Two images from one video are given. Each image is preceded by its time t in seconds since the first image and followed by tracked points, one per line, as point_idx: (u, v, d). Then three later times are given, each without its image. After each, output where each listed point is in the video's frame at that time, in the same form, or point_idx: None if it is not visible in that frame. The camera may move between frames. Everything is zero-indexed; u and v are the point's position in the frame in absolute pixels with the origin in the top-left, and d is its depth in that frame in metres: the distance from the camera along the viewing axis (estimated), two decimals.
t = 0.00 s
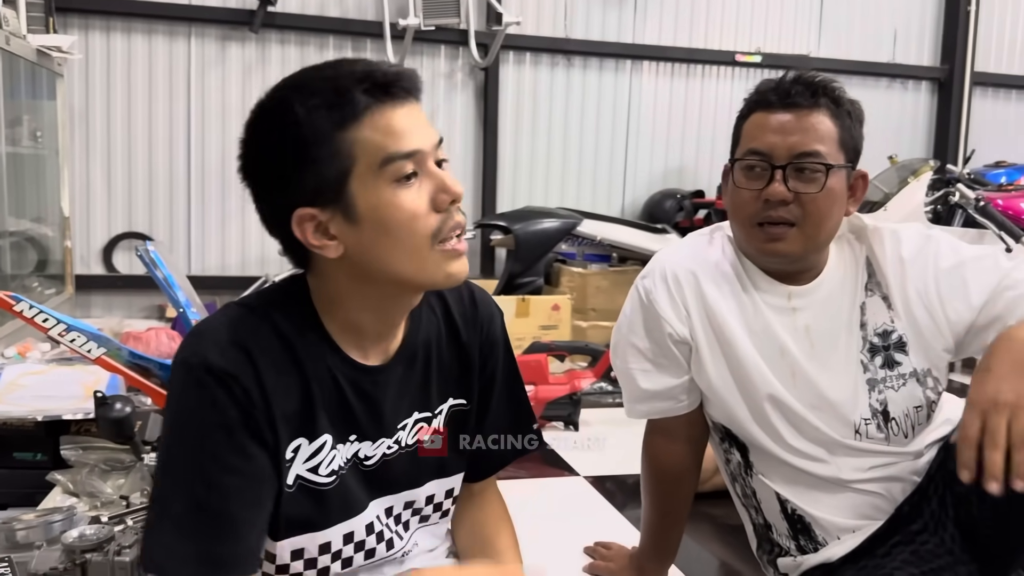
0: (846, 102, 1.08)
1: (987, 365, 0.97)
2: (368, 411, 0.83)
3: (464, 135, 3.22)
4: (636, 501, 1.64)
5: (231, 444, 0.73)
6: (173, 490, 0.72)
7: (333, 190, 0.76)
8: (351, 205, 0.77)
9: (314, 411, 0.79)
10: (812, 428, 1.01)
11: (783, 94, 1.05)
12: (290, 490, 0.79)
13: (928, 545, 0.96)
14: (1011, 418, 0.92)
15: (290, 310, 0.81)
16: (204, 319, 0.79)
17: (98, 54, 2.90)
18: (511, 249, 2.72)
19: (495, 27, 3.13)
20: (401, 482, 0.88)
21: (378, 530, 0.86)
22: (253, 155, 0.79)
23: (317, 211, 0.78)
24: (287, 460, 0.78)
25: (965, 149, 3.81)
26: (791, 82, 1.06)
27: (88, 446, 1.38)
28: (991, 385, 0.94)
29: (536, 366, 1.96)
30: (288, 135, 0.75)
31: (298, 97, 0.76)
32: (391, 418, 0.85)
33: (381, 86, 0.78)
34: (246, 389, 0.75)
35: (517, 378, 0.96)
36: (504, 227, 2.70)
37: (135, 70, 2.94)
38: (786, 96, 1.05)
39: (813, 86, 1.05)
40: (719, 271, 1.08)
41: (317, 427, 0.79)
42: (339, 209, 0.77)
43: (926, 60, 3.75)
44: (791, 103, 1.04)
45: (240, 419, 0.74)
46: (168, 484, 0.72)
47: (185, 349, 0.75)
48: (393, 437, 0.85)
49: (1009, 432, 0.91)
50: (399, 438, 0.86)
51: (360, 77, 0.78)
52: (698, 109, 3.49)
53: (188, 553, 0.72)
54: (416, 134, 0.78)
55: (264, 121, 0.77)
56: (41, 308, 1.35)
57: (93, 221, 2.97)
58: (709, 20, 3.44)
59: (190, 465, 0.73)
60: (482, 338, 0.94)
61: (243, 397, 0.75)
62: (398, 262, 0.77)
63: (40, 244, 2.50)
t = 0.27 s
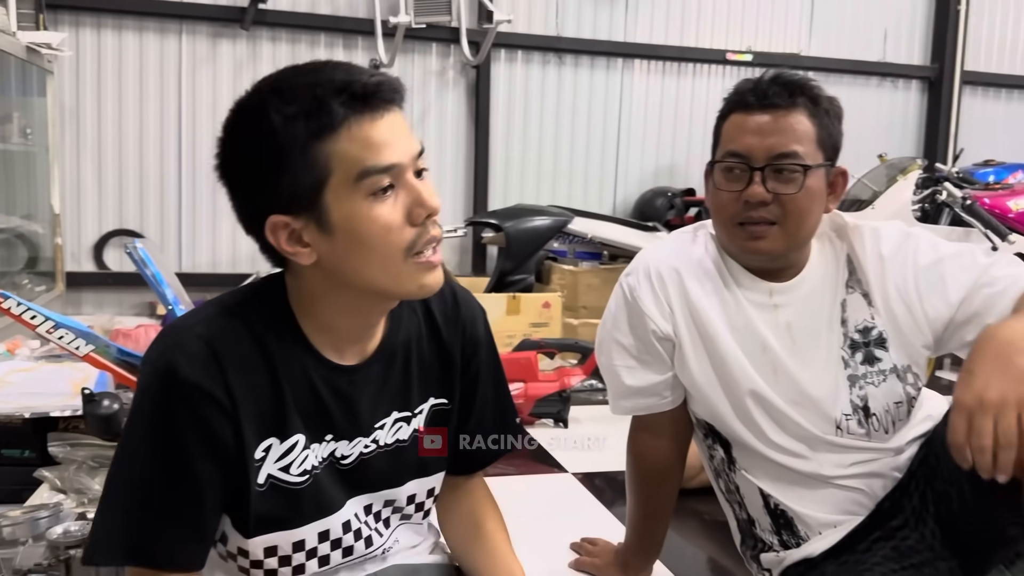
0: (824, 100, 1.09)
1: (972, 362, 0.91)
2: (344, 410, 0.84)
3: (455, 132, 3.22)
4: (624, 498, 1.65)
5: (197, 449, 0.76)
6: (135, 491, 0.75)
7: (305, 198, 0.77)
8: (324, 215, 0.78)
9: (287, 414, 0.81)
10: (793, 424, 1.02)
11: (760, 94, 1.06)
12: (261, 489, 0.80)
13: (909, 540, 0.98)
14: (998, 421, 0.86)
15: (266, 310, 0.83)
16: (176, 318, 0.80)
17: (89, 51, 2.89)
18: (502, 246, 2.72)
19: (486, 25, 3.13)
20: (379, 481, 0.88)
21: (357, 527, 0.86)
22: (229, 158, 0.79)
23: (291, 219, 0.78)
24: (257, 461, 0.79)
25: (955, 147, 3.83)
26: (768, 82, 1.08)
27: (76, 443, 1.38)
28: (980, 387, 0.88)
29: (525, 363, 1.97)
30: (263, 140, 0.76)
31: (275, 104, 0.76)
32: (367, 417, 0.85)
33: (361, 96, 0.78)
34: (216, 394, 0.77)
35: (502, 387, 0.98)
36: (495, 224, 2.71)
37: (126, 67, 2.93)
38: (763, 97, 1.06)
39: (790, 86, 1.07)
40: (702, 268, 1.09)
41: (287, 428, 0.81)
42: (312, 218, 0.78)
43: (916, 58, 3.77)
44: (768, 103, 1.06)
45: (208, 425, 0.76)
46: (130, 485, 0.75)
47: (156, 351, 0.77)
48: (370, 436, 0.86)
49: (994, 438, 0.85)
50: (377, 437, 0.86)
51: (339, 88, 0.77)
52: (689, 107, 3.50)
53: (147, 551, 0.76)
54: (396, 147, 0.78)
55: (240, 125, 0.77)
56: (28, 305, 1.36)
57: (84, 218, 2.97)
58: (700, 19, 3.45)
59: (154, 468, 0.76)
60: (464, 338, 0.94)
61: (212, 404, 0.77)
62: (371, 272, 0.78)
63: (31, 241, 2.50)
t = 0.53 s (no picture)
0: (803, 98, 1.10)
1: (943, 341, 0.90)
2: (324, 409, 0.84)
3: (446, 129, 3.22)
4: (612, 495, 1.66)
5: (175, 451, 0.76)
6: (112, 493, 0.75)
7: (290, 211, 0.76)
8: (311, 234, 0.77)
9: (266, 414, 0.81)
10: (775, 420, 1.03)
11: (740, 96, 1.07)
12: (240, 488, 0.80)
13: (890, 536, 0.98)
14: (955, 390, 0.85)
15: (244, 308, 0.83)
16: (154, 319, 0.80)
17: (78, 47, 2.88)
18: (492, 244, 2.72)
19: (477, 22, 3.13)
20: (361, 475, 0.88)
21: (338, 525, 0.86)
22: (227, 152, 0.77)
23: (274, 224, 0.78)
24: (236, 460, 0.79)
25: (945, 145, 3.84)
26: (746, 83, 1.08)
27: (61, 440, 1.36)
28: (944, 357, 0.87)
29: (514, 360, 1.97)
30: (264, 149, 0.74)
31: (290, 118, 0.74)
32: (347, 412, 0.86)
33: (379, 137, 0.76)
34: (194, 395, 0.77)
35: (484, 377, 0.98)
36: (486, 222, 2.71)
37: (115, 63, 2.92)
38: (741, 98, 1.07)
39: (767, 86, 1.07)
40: (685, 265, 1.10)
41: (266, 428, 0.81)
42: (297, 232, 0.77)
43: (906, 57, 3.78)
44: (747, 105, 1.06)
45: (186, 427, 0.76)
46: (107, 487, 0.75)
47: (135, 352, 0.77)
48: (350, 430, 0.86)
49: (949, 407, 0.85)
50: (357, 431, 0.87)
51: (358, 124, 0.75)
52: (679, 105, 3.50)
53: (125, 552, 0.76)
54: (400, 187, 0.77)
55: (246, 126, 0.75)
56: (14, 302, 1.35)
57: (73, 214, 2.96)
58: (690, 17, 3.45)
59: (131, 470, 0.75)
60: (442, 329, 0.94)
61: (190, 406, 0.77)
62: (344, 295, 0.79)
63: (19, 238, 2.49)
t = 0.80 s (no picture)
0: (790, 91, 1.10)
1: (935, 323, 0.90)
2: (314, 409, 0.84)
3: (440, 125, 3.21)
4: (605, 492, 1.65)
5: (159, 453, 0.75)
6: (95, 497, 0.74)
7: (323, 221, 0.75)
8: (339, 240, 0.76)
9: (252, 414, 0.80)
10: (767, 414, 1.03)
11: (727, 88, 1.07)
12: (228, 490, 0.79)
13: (881, 532, 0.98)
14: (930, 359, 0.85)
15: (229, 308, 0.82)
16: (137, 319, 0.79)
17: (69, 41, 2.86)
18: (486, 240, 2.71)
19: (471, 17, 3.12)
20: (350, 471, 0.88)
21: (326, 523, 0.86)
22: (239, 159, 0.73)
23: (299, 235, 0.76)
24: (222, 462, 0.79)
25: (939, 142, 3.84)
26: (732, 76, 1.08)
27: (51, 436, 1.39)
28: (929, 331, 0.87)
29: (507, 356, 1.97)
30: (296, 161, 0.72)
31: (319, 125, 0.72)
32: (335, 410, 0.85)
33: (409, 137, 0.76)
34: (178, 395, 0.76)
35: (472, 365, 0.97)
36: (479, 218, 2.70)
37: (107, 57, 2.91)
38: (728, 91, 1.07)
39: (754, 78, 1.07)
40: (676, 259, 1.10)
41: (253, 429, 0.80)
42: (324, 240, 0.76)
43: (900, 55, 3.78)
44: (733, 98, 1.06)
45: (171, 429, 0.76)
46: (90, 491, 0.74)
47: (117, 353, 0.76)
48: (339, 427, 0.86)
49: (921, 373, 0.85)
50: (345, 428, 0.86)
51: (391, 126, 0.74)
52: (674, 102, 3.50)
53: (107, 555, 0.75)
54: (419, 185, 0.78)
55: (265, 134, 0.72)
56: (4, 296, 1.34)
57: (64, 209, 2.94)
58: (685, 13, 3.45)
59: (113, 473, 0.74)
60: (431, 323, 0.94)
61: (174, 408, 0.76)
62: (371, 297, 0.79)
63: (10, 232, 2.47)
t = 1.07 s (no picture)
0: (787, 80, 1.09)
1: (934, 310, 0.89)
2: (313, 396, 0.83)
3: (435, 117, 3.20)
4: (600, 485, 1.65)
5: (156, 446, 0.72)
6: (89, 493, 0.70)
7: (342, 198, 0.75)
8: (356, 217, 0.77)
9: (249, 404, 0.79)
10: (764, 405, 1.02)
11: (723, 77, 1.06)
12: (225, 481, 0.78)
13: (879, 525, 0.97)
14: (928, 345, 0.84)
15: (223, 298, 0.80)
16: (128, 309, 0.77)
17: (60, 31, 2.84)
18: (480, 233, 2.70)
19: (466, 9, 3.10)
20: (348, 458, 0.88)
21: (322, 512, 0.85)
22: (240, 149, 0.71)
23: (318, 221, 0.75)
24: (221, 453, 0.77)
25: (935, 137, 3.84)
26: (729, 64, 1.07)
27: (40, 429, 1.33)
28: (928, 318, 0.86)
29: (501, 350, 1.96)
30: (308, 141, 0.71)
31: (324, 102, 0.72)
32: (331, 396, 0.85)
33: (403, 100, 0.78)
34: (178, 384, 0.74)
35: (466, 349, 0.99)
36: (474, 211, 2.69)
37: (98, 47, 2.88)
38: (724, 80, 1.06)
39: (750, 67, 1.06)
40: (672, 250, 1.09)
41: (252, 419, 0.79)
42: (342, 220, 0.76)
43: (896, 49, 3.78)
44: (730, 86, 1.06)
45: (169, 419, 0.73)
46: (84, 486, 0.70)
47: (111, 343, 0.73)
48: (334, 412, 0.86)
49: (919, 361, 0.84)
50: (340, 413, 0.86)
51: (387, 92, 0.76)
52: (669, 95, 3.49)
53: (100, 553, 0.71)
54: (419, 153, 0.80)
55: (271, 118, 0.71)
56: None
57: (55, 201, 2.91)
58: (681, 6, 3.43)
59: (108, 467, 0.71)
60: (426, 301, 0.96)
61: (172, 398, 0.73)
62: (389, 270, 0.80)
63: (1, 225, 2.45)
